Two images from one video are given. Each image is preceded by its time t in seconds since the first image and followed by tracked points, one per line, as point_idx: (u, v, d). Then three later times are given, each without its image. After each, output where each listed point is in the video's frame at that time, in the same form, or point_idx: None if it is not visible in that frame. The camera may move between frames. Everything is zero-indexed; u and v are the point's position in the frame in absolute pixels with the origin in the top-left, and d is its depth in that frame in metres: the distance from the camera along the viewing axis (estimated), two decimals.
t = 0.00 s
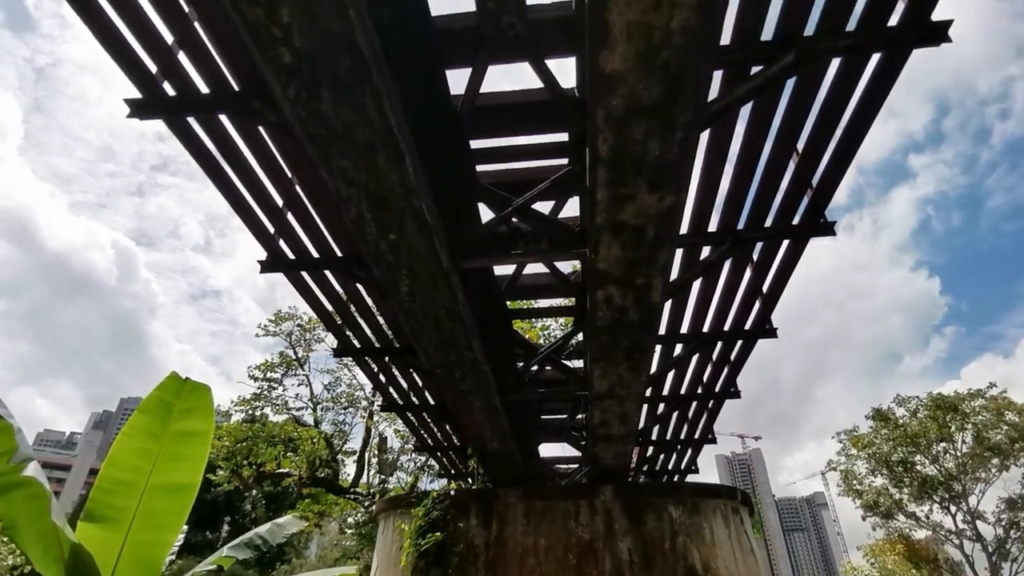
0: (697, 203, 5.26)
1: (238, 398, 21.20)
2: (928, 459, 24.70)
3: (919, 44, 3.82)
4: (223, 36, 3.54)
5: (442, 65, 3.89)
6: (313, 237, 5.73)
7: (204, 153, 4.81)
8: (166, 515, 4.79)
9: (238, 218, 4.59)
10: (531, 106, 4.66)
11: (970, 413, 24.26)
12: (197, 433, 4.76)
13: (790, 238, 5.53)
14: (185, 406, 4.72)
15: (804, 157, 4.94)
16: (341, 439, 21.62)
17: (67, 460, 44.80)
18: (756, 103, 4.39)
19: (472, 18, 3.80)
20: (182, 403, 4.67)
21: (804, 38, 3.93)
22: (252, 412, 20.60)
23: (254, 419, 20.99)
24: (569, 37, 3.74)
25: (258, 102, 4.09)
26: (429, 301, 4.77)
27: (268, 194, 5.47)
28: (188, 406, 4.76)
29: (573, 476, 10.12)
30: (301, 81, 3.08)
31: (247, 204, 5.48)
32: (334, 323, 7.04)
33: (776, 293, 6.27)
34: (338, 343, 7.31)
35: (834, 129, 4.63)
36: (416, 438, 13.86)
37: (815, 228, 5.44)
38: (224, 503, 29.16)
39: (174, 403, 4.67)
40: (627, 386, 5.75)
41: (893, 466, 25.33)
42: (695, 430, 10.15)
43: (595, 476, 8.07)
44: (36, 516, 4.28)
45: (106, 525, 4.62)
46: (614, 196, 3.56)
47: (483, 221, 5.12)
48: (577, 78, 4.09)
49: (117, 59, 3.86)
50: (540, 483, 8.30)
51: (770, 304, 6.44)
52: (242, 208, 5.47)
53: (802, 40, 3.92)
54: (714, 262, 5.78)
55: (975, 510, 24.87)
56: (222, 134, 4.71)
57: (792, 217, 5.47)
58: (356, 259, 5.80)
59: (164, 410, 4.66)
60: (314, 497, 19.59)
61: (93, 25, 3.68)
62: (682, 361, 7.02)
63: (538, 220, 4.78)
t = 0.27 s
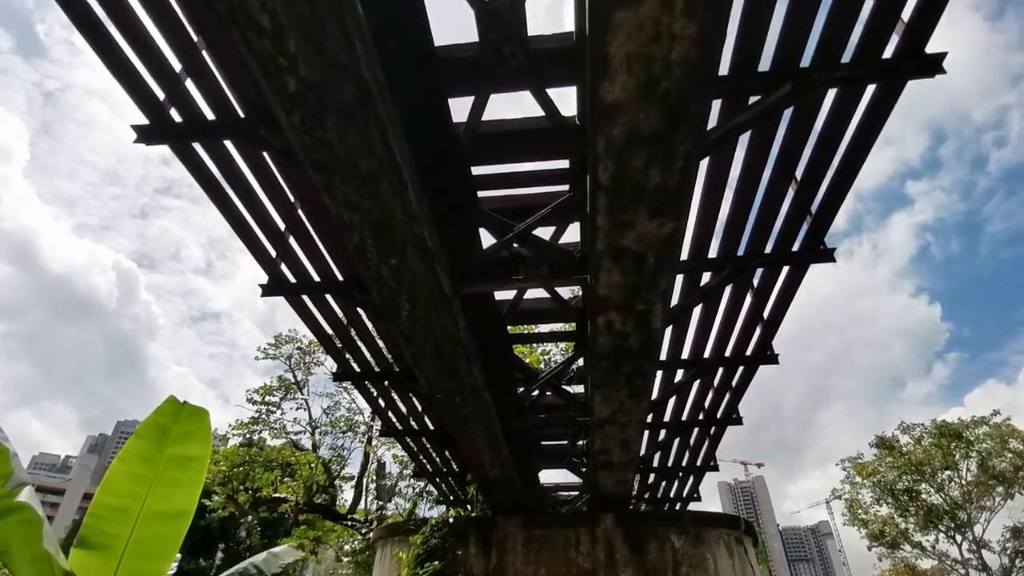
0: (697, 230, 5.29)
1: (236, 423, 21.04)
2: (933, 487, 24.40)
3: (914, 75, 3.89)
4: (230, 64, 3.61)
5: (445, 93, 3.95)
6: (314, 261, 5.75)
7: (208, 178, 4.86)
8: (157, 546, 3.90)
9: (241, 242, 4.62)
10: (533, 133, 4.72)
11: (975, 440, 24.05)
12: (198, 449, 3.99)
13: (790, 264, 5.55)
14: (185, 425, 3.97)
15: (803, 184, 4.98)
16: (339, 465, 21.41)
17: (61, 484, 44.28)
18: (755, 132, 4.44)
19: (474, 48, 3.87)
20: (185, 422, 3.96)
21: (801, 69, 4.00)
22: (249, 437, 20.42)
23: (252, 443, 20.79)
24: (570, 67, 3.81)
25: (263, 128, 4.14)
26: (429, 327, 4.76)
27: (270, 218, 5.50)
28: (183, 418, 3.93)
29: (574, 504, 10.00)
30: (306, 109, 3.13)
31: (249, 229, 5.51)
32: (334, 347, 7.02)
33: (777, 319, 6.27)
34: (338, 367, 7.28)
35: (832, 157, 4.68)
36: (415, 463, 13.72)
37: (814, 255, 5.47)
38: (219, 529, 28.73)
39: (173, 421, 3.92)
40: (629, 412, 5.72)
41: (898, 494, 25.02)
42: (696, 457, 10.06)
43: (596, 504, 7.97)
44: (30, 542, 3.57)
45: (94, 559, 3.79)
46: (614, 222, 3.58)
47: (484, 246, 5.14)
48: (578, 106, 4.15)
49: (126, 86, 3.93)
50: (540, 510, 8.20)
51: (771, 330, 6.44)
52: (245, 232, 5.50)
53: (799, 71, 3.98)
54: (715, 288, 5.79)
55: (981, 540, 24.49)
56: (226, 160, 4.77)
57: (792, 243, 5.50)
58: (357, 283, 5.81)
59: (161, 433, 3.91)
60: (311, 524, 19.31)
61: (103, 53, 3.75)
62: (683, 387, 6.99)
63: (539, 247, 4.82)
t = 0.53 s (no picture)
0: (698, 258, 5.31)
1: (234, 448, 20.84)
2: (940, 519, 24.00)
3: (911, 107, 3.94)
4: (237, 92, 3.67)
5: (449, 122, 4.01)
6: (316, 286, 5.77)
7: (212, 203, 4.90)
8: None
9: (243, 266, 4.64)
10: (535, 161, 4.77)
11: (981, 471, 23.74)
12: (188, 485, 2.27)
13: (792, 293, 5.56)
14: (175, 444, 2.27)
15: (803, 214, 5.02)
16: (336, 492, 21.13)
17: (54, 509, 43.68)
18: (755, 162, 4.49)
19: (477, 79, 3.94)
20: (172, 438, 2.26)
21: (800, 100, 4.06)
22: (246, 462, 20.20)
23: (249, 469, 20.56)
24: (571, 97, 3.87)
25: (268, 154, 4.20)
26: (430, 353, 4.75)
27: (273, 243, 5.53)
28: (176, 433, 2.25)
29: (575, 535, 9.85)
30: (311, 137, 3.17)
31: (252, 253, 5.53)
32: (334, 372, 6.99)
33: (779, 348, 6.25)
34: (337, 393, 7.24)
35: (832, 187, 4.73)
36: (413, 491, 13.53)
37: (816, 283, 5.47)
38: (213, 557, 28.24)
39: (157, 437, 2.23)
40: (630, 441, 5.66)
41: (905, 527, 24.59)
42: (699, 487, 9.93)
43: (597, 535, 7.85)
44: None
45: None
46: (616, 250, 3.60)
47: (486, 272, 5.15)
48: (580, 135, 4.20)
49: (134, 112, 3.99)
50: (541, 541, 8.07)
51: (773, 358, 6.41)
52: (247, 256, 5.52)
53: (798, 102, 4.04)
54: (717, 316, 5.78)
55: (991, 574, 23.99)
56: (231, 185, 4.82)
57: (794, 272, 5.51)
58: (358, 308, 5.81)
59: (145, 458, 2.21)
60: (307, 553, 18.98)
61: (113, 80, 3.82)
62: (684, 416, 6.94)
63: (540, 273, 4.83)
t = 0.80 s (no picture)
0: (700, 280, 5.30)
1: (230, 468, 20.64)
2: (946, 547, 23.63)
3: (911, 131, 3.96)
4: (242, 112, 3.70)
5: (452, 143, 4.03)
6: (317, 306, 5.75)
7: (214, 221, 4.90)
8: None
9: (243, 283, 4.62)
10: (536, 182, 4.78)
11: (987, 498, 23.45)
12: (183, 511, 1.99)
13: (795, 315, 5.53)
14: (171, 464, 2.00)
15: (805, 236, 5.01)
16: (333, 513, 20.86)
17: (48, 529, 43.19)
18: (756, 184, 4.50)
19: (479, 100, 3.96)
20: (168, 458, 1.99)
21: (801, 124, 4.08)
22: (242, 483, 19.98)
23: (245, 490, 20.33)
24: (574, 119, 3.89)
25: (271, 174, 4.22)
26: (429, 374, 4.71)
27: (274, 261, 5.52)
28: (172, 453, 1.98)
29: (575, 560, 9.68)
30: (314, 157, 3.17)
31: (253, 271, 5.52)
32: (332, 392, 6.94)
33: (782, 371, 6.20)
34: (336, 413, 7.18)
35: (833, 209, 4.73)
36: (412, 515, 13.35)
37: (819, 306, 5.44)
38: None
39: (151, 456, 1.96)
40: (632, 465, 5.59)
41: (910, 554, 24.21)
42: (702, 512, 9.78)
43: (598, 560, 7.72)
44: None
45: None
46: (617, 272, 3.58)
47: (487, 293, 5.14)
48: (582, 157, 4.22)
49: (139, 131, 4.02)
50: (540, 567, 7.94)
51: (776, 381, 6.36)
52: (248, 275, 5.51)
53: (799, 125, 4.06)
54: (719, 338, 5.75)
55: None
56: (234, 204, 4.83)
57: (796, 294, 5.49)
58: (358, 327, 5.78)
59: (139, 479, 1.94)
60: None
61: (119, 98, 3.85)
62: (687, 439, 6.87)
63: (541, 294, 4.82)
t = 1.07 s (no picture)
0: (700, 299, 5.30)
1: (227, 488, 20.45)
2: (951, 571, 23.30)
3: (909, 153, 3.99)
4: (245, 132, 3.73)
5: (453, 163, 4.06)
6: (316, 324, 5.75)
7: (215, 239, 4.92)
8: None
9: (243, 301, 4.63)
10: (537, 201, 4.81)
11: (991, 520, 23.19)
12: (179, 532, 1.95)
13: (795, 335, 5.52)
14: (166, 484, 1.96)
15: (805, 256, 5.02)
16: (330, 535, 20.62)
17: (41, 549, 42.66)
18: (755, 205, 4.52)
19: (480, 121, 4.00)
20: (163, 478, 1.95)
21: (799, 145, 4.11)
22: (239, 503, 19.78)
23: (241, 510, 20.12)
24: (574, 139, 3.93)
25: (273, 193, 4.24)
26: (429, 393, 4.69)
27: (275, 279, 5.53)
28: (167, 472, 1.94)
29: None
30: (315, 176, 3.19)
31: (253, 289, 5.53)
32: (331, 411, 6.90)
33: (783, 391, 6.17)
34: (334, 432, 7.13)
35: (832, 230, 4.74)
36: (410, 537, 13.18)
37: (820, 326, 5.44)
38: None
39: (146, 476, 1.92)
40: (632, 486, 5.54)
41: None
42: (704, 534, 9.67)
43: None
44: None
45: None
46: (618, 291, 3.58)
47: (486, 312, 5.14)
48: (582, 177, 4.25)
49: (143, 150, 4.06)
50: None
51: (778, 402, 6.33)
52: (248, 292, 5.52)
53: (797, 146, 4.10)
54: (720, 358, 5.73)
55: None
56: (235, 222, 4.86)
57: (796, 314, 5.48)
58: (358, 346, 5.77)
59: (135, 500, 1.89)
60: None
61: (123, 117, 3.89)
62: (688, 460, 6.81)
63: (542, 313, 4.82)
